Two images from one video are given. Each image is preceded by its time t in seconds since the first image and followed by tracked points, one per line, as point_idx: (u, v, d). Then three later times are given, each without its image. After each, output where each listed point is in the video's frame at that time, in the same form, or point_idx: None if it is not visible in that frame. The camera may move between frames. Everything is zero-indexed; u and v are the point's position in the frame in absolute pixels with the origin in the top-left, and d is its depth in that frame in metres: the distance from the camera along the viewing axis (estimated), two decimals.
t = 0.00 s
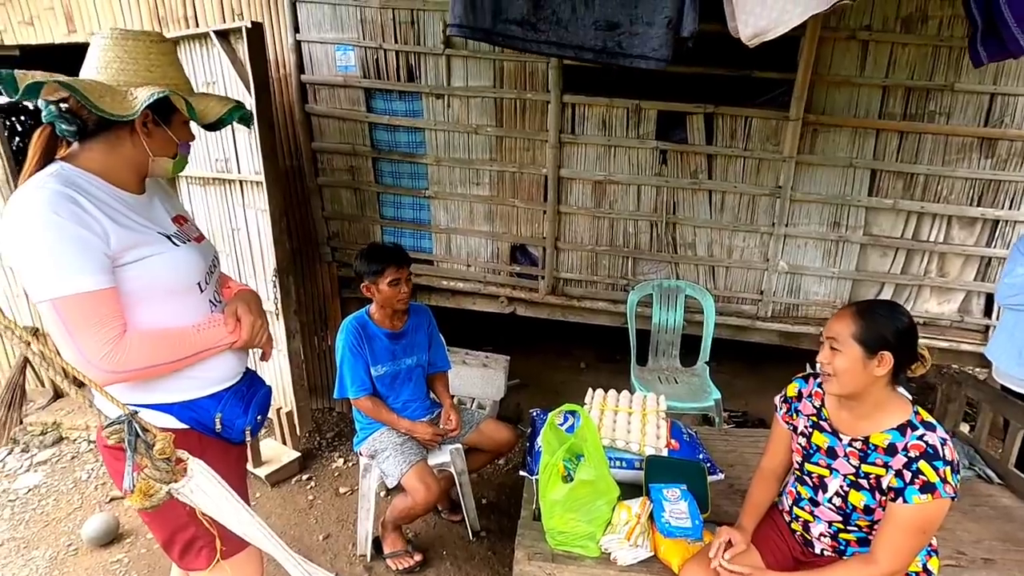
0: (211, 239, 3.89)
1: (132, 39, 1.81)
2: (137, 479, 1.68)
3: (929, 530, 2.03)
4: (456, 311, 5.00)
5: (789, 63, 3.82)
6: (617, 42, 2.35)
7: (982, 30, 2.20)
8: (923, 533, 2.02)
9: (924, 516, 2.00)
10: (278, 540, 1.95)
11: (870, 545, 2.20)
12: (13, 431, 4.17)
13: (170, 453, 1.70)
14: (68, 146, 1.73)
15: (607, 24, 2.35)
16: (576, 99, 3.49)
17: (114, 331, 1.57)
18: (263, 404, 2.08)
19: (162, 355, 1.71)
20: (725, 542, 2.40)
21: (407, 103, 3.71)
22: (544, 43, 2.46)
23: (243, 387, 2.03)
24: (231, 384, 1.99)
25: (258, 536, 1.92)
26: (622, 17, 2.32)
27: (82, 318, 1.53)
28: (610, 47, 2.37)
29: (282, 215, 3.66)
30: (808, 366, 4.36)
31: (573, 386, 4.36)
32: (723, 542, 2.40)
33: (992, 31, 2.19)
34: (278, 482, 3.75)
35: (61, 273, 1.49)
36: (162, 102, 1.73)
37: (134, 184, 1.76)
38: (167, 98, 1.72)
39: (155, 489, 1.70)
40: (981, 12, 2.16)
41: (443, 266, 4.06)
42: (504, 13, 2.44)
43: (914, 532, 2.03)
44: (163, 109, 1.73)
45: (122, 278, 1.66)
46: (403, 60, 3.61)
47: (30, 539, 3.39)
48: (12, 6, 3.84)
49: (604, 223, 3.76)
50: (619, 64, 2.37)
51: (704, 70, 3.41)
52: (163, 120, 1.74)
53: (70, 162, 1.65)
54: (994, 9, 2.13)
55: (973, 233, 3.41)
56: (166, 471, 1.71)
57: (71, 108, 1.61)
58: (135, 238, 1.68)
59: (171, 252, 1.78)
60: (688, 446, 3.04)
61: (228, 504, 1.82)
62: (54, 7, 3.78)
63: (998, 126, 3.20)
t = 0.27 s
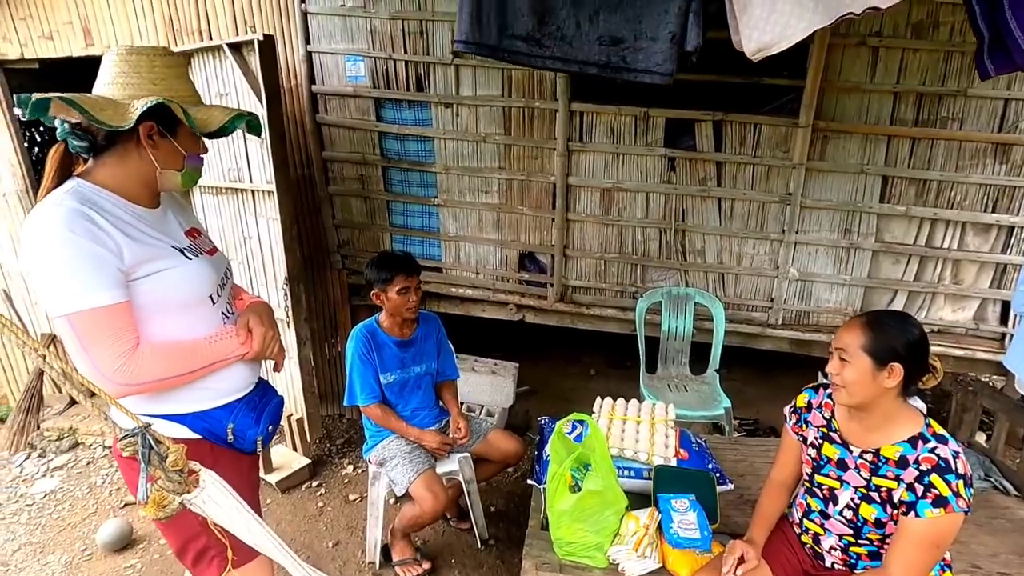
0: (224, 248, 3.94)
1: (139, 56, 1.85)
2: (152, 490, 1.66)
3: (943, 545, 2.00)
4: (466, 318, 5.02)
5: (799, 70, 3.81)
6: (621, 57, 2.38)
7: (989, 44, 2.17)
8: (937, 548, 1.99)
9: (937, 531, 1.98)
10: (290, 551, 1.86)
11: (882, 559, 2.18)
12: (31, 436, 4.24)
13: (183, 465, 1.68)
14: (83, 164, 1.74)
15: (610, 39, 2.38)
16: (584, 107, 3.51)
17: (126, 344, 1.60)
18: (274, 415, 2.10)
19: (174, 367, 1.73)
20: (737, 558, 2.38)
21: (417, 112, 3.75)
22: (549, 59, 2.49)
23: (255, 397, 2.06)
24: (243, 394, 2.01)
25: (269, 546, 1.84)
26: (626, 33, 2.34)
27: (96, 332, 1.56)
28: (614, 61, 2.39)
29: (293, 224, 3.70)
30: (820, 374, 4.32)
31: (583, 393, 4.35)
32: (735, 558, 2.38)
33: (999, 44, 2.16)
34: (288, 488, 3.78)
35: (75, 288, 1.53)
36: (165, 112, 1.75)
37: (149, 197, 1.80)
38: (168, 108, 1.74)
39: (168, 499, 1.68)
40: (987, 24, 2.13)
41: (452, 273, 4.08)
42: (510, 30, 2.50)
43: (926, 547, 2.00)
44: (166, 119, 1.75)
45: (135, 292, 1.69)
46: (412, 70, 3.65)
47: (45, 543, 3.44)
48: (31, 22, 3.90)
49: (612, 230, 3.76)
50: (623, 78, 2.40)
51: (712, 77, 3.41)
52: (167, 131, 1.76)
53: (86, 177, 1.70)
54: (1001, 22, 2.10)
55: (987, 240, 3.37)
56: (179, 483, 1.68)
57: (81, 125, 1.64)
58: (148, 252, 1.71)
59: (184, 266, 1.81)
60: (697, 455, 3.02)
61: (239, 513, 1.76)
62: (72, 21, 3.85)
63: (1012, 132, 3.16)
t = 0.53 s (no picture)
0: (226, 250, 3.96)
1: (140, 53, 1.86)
2: (152, 490, 1.67)
3: (943, 541, 2.00)
4: (468, 318, 5.03)
5: (798, 67, 3.81)
6: (615, 58, 2.38)
7: (981, 40, 2.18)
8: (937, 544, 1.99)
9: (937, 527, 1.98)
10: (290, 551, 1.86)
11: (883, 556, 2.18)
12: (37, 439, 4.27)
13: (183, 466, 1.68)
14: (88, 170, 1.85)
15: (606, 40, 2.39)
16: (583, 107, 3.51)
17: (128, 345, 1.61)
18: (277, 417, 2.10)
19: (175, 368, 1.74)
20: (740, 558, 2.35)
21: (417, 113, 3.76)
22: (545, 60, 2.50)
23: (257, 399, 2.07)
24: (245, 396, 2.02)
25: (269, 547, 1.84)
26: (620, 33, 2.35)
27: (98, 333, 1.57)
28: (609, 62, 2.40)
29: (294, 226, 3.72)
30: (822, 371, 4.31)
31: (585, 392, 4.36)
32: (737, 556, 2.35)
33: (991, 41, 2.18)
34: (292, 489, 3.80)
35: (77, 289, 1.54)
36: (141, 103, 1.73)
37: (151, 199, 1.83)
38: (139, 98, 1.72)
39: (169, 500, 1.69)
40: (979, 19, 2.14)
41: (453, 274, 4.09)
42: (505, 32, 2.52)
43: (927, 544, 2.00)
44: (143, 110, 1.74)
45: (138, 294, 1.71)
46: (412, 71, 3.66)
47: (52, 545, 3.47)
48: (33, 27, 3.93)
49: (613, 229, 3.76)
50: (618, 78, 2.40)
51: (710, 75, 3.41)
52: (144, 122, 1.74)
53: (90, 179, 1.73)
54: (993, 18, 2.11)
55: (989, 236, 3.36)
56: (178, 483, 1.69)
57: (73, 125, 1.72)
58: (151, 255, 1.73)
59: (186, 268, 1.82)
60: (699, 454, 3.02)
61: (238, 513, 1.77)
62: (74, 26, 3.87)
63: (1014, 127, 3.15)
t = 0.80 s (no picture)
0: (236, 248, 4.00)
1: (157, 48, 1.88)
2: (164, 482, 1.67)
3: (951, 543, 1.99)
4: (475, 317, 5.04)
5: (808, 68, 3.80)
6: (626, 58, 2.39)
7: (991, 40, 2.16)
8: (945, 546, 1.98)
9: (945, 529, 1.97)
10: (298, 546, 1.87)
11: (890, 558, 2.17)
12: (48, 433, 4.32)
13: (195, 458, 1.69)
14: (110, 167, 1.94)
15: (615, 40, 2.40)
16: (591, 107, 3.52)
17: (143, 336, 1.63)
18: (287, 413, 2.13)
19: (190, 361, 1.76)
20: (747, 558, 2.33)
21: (425, 113, 3.78)
22: (554, 59, 2.52)
23: (269, 395, 2.09)
24: (257, 391, 2.05)
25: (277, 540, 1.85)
26: (630, 33, 2.36)
27: (115, 323, 1.60)
28: (618, 62, 2.41)
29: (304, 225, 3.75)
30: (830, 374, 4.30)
31: (591, 393, 4.36)
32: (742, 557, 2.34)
33: (1002, 40, 2.15)
34: (299, 485, 3.82)
35: (95, 280, 1.57)
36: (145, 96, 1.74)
37: (172, 195, 1.87)
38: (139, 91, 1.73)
39: (181, 492, 1.69)
40: (990, 19, 2.13)
41: (461, 273, 4.11)
42: (516, 31, 2.53)
43: (934, 546, 1.99)
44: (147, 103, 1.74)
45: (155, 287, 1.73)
46: (421, 72, 3.68)
47: (63, 538, 3.51)
48: (48, 27, 3.97)
49: (620, 230, 3.76)
50: (627, 79, 2.41)
51: (719, 76, 3.41)
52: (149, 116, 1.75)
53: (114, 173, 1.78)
54: (1005, 17, 2.11)
55: (1000, 238, 3.34)
56: (190, 476, 1.69)
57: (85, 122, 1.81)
58: (168, 248, 1.75)
59: (202, 262, 1.84)
60: (705, 454, 3.02)
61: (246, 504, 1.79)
62: (88, 26, 3.91)
63: None
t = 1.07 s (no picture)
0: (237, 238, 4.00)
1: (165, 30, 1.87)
2: (160, 469, 1.67)
3: (944, 550, 2.00)
4: (474, 314, 5.05)
5: (814, 74, 3.81)
6: (635, 56, 2.40)
7: (1000, 49, 2.16)
8: (937, 553, 1.99)
9: (939, 536, 1.98)
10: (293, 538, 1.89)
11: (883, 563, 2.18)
12: (45, 418, 4.32)
13: (192, 446, 1.68)
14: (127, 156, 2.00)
15: (625, 39, 2.40)
16: (597, 107, 3.52)
17: (146, 319, 1.63)
18: (287, 403, 2.13)
19: (192, 347, 1.76)
20: (739, 559, 2.37)
21: (430, 109, 3.78)
22: (563, 56, 2.51)
23: (270, 385, 2.10)
24: (257, 380, 2.05)
25: (272, 532, 1.88)
26: (639, 32, 2.36)
27: (117, 305, 1.60)
28: (627, 61, 2.42)
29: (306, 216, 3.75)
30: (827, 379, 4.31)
31: (588, 392, 4.37)
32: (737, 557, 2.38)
33: (1012, 50, 2.14)
34: (295, 477, 3.83)
35: (98, 262, 1.57)
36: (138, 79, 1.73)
37: (181, 182, 1.88)
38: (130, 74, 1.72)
39: (177, 480, 1.69)
40: (1000, 30, 2.13)
41: (461, 269, 4.11)
42: (525, 27, 2.53)
43: (927, 552, 2.00)
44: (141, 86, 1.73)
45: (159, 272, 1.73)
46: (427, 66, 3.68)
47: (58, 523, 3.51)
48: (54, 12, 3.95)
49: (622, 230, 3.77)
50: (635, 77, 2.41)
51: (725, 79, 3.41)
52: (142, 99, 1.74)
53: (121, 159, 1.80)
54: (1015, 26, 2.10)
55: (1001, 249, 3.34)
56: (187, 464, 1.69)
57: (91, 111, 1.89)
58: (173, 234, 1.75)
59: (208, 249, 1.84)
60: (701, 456, 3.03)
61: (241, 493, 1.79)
62: (95, 12, 3.90)
63: None
